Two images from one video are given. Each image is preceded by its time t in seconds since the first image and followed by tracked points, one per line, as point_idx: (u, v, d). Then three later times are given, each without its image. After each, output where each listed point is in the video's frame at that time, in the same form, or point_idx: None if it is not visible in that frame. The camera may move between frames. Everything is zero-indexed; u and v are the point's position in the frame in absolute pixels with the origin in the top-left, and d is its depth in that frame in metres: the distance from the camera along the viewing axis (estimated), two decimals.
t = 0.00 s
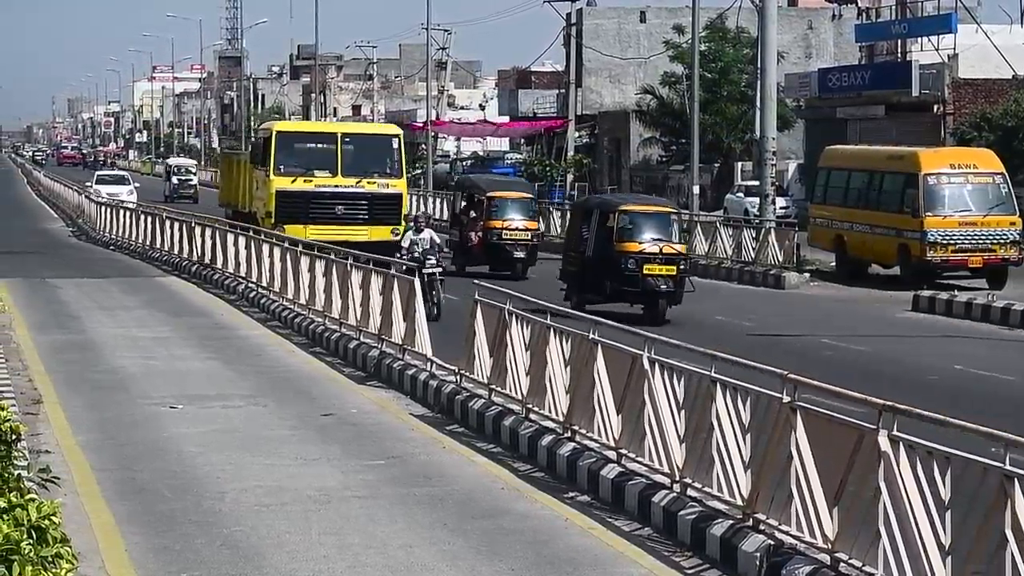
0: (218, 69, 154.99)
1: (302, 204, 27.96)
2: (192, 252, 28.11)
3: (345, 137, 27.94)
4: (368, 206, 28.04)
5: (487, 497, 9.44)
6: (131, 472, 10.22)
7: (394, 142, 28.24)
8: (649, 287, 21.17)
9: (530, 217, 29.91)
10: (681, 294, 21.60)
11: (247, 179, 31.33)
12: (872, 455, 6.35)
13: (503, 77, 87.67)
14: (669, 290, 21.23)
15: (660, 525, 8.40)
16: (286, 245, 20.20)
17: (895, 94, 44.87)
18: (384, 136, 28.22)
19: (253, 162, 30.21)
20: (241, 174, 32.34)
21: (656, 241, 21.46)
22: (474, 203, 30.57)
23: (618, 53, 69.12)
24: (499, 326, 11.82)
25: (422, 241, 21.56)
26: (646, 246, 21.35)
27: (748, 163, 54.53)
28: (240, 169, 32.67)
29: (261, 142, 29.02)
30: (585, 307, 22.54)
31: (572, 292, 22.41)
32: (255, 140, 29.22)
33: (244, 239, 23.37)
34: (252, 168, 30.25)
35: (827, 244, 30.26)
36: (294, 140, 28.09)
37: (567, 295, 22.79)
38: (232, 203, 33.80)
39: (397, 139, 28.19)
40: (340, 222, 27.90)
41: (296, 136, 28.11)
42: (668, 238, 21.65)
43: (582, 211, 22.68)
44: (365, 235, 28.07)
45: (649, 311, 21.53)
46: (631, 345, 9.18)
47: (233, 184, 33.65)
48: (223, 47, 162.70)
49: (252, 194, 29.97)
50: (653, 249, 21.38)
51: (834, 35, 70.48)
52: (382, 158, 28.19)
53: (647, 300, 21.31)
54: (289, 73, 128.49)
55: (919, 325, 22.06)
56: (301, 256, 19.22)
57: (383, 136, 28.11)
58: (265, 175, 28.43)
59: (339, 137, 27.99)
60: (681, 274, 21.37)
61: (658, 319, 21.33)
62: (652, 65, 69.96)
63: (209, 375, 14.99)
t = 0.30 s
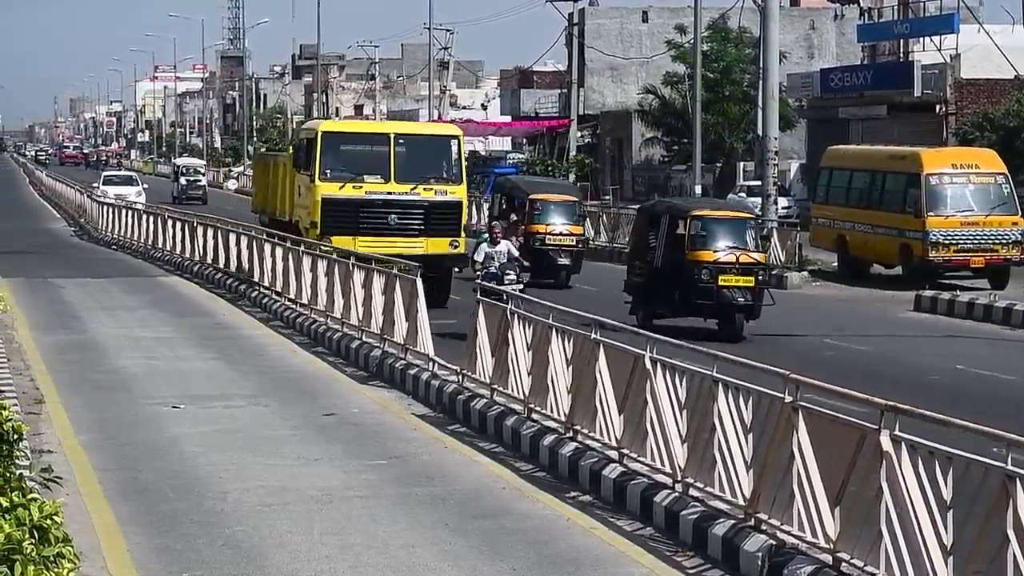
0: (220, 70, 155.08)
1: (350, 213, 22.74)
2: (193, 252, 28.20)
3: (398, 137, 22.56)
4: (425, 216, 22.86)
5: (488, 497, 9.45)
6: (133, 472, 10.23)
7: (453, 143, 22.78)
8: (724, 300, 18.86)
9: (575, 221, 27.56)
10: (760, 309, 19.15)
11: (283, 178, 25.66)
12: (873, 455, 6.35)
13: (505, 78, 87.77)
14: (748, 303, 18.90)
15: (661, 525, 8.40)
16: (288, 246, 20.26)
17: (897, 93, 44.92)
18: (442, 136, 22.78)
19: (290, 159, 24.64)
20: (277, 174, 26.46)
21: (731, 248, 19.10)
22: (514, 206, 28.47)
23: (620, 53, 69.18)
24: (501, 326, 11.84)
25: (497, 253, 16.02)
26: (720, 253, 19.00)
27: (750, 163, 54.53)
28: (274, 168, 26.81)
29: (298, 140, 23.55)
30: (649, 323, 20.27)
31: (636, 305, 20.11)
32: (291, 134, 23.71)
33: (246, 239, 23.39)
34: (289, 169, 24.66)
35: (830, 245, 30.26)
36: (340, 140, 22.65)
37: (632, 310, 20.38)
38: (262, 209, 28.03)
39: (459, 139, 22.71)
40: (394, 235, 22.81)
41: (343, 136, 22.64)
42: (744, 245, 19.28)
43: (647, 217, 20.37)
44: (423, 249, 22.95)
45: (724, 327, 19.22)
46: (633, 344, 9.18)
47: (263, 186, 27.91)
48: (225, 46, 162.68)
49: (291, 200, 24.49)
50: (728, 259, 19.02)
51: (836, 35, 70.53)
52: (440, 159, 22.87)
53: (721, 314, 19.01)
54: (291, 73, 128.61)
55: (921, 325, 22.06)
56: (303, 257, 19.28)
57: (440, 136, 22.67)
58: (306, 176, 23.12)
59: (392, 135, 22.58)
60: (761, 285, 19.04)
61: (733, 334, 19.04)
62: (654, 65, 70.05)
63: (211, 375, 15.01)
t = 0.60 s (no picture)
0: (219, 69, 155.05)
1: (361, 215, 22.27)
2: (193, 252, 28.24)
3: (410, 137, 22.09)
4: (437, 218, 22.38)
5: (489, 497, 9.45)
6: (134, 473, 10.23)
7: (467, 143, 22.35)
8: (742, 302, 18.50)
9: (586, 223, 27.42)
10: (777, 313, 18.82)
11: (294, 181, 25.07)
12: (875, 455, 6.34)
13: (506, 79, 87.76)
14: (765, 306, 18.58)
15: (662, 525, 8.40)
16: (289, 246, 20.29)
17: (898, 93, 44.90)
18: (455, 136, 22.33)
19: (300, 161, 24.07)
20: (286, 175, 25.89)
21: (748, 251, 18.73)
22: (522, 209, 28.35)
23: (621, 53, 69.16)
24: (502, 326, 11.83)
25: (516, 256, 16.22)
26: (737, 257, 18.65)
27: (750, 164, 54.48)
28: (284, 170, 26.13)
29: (308, 141, 23.14)
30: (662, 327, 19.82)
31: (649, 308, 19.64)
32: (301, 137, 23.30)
33: (246, 239, 23.37)
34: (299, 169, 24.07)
35: (830, 245, 30.26)
36: (351, 140, 22.21)
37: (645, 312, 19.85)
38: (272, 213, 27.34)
39: (472, 140, 22.27)
40: (406, 236, 22.35)
41: (354, 136, 22.19)
42: (761, 248, 18.90)
43: (660, 218, 19.85)
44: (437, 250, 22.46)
45: (741, 330, 18.85)
46: (634, 344, 9.19)
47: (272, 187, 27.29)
48: (225, 46, 162.70)
49: (301, 203, 23.91)
50: (745, 261, 18.66)
51: (837, 34, 70.52)
52: (453, 161, 22.41)
53: (738, 317, 18.65)
54: (291, 72, 128.64)
55: (921, 326, 22.07)
56: (304, 257, 19.30)
57: (454, 136, 22.23)
58: (317, 178, 22.70)
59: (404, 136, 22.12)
60: (778, 287, 18.68)
61: (750, 339, 18.65)
62: (655, 65, 70.08)
63: (212, 375, 15.01)
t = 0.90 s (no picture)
0: (218, 70, 154.95)
1: (364, 215, 22.15)
2: (193, 251, 28.23)
3: (414, 136, 22.04)
4: (441, 218, 22.36)
5: (489, 497, 9.46)
6: (134, 473, 10.23)
7: (471, 143, 22.37)
8: (748, 303, 18.42)
9: (588, 223, 27.41)
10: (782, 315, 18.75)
11: (296, 181, 24.99)
12: (874, 456, 6.34)
13: (505, 79, 87.74)
14: (770, 307, 18.50)
15: (662, 525, 8.39)
16: (289, 245, 20.31)
17: (898, 93, 44.87)
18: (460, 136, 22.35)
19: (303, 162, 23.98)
20: (289, 176, 25.86)
21: (753, 252, 18.67)
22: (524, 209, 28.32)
23: (621, 54, 69.13)
24: (502, 326, 11.83)
25: (522, 257, 16.24)
26: (741, 258, 18.58)
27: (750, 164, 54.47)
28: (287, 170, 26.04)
29: (310, 141, 22.99)
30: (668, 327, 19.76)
31: (654, 309, 19.58)
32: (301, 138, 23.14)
33: (246, 239, 23.36)
34: (301, 169, 23.98)
35: (830, 245, 30.26)
36: (355, 140, 22.12)
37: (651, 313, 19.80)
38: (274, 214, 27.30)
39: (477, 140, 22.29)
40: (409, 237, 22.30)
41: (358, 136, 22.11)
42: (767, 248, 18.83)
43: (666, 218, 19.78)
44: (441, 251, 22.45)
45: (746, 332, 18.76)
46: (634, 344, 9.19)
47: (275, 187, 27.25)
48: (225, 46, 162.71)
49: (304, 204, 23.83)
50: (751, 262, 18.59)
51: (837, 34, 70.54)
52: (457, 161, 22.41)
53: (743, 318, 18.56)
54: (291, 73, 128.63)
55: (920, 326, 22.07)
56: (304, 257, 19.32)
57: (459, 136, 22.24)
58: (318, 178, 22.57)
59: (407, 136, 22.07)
60: (783, 289, 18.60)
61: (755, 341, 18.56)
62: (654, 65, 70.08)
63: (212, 375, 15.01)
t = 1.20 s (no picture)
0: (218, 70, 154.91)
1: (373, 216, 22.06)
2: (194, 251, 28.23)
3: (422, 136, 21.96)
4: (451, 219, 22.20)
5: (489, 497, 9.46)
6: (134, 473, 10.23)
7: (481, 143, 22.20)
8: (759, 305, 18.26)
9: (595, 224, 27.39)
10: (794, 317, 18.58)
11: (304, 181, 24.94)
12: (874, 456, 6.33)
13: (505, 79, 87.70)
14: (782, 309, 18.31)
15: (663, 526, 8.39)
16: (289, 246, 20.32)
17: (898, 93, 44.89)
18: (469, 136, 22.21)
19: (311, 163, 23.93)
20: (293, 176, 25.87)
21: (764, 254, 18.54)
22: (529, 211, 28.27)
23: (621, 53, 69.12)
24: (503, 325, 11.84)
25: (534, 258, 16.00)
26: (753, 259, 18.45)
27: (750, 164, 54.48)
28: (294, 171, 25.98)
29: (318, 142, 22.98)
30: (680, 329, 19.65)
31: (666, 311, 19.51)
32: (309, 138, 23.14)
33: (247, 239, 23.35)
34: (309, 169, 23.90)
35: (831, 245, 30.25)
36: (363, 140, 22.10)
37: (661, 315, 19.74)
38: (280, 214, 27.25)
39: (486, 140, 22.13)
40: (418, 239, 22.17)
41: (366, 136, 22.09)
42: (779, 250, 18.70)
43: (677, 219, 19.71)
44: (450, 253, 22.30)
45: (758, 335, 18.58)
46: (633, 345, 9.19)
47: (280, 188, 27.21)
48: (226, 46, 162.77)
49: (310, 205, 23.82)
50: (762, 263, 18.45)
51: (837, 34, 70.55)
52: (467, 162, 22.27)
53: (755, 320, 18.38)
54: (291, 73, 128.61)
55: (921, 326, 22.07)
56: (304, 257, 19.33)
57: (468, 136, 22.10)
58: (327, 180, 22.52)
59: (416, 137, 21.98)
60: (795, 291, 18.45)
61: (768, 343, 18.36)
62: (654, 65, 70.07)
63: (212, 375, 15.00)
